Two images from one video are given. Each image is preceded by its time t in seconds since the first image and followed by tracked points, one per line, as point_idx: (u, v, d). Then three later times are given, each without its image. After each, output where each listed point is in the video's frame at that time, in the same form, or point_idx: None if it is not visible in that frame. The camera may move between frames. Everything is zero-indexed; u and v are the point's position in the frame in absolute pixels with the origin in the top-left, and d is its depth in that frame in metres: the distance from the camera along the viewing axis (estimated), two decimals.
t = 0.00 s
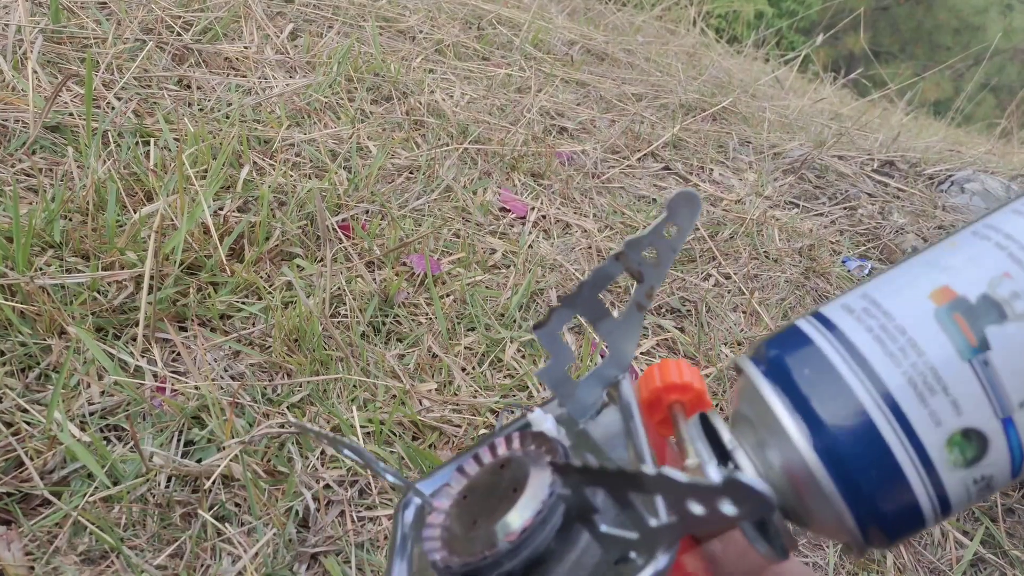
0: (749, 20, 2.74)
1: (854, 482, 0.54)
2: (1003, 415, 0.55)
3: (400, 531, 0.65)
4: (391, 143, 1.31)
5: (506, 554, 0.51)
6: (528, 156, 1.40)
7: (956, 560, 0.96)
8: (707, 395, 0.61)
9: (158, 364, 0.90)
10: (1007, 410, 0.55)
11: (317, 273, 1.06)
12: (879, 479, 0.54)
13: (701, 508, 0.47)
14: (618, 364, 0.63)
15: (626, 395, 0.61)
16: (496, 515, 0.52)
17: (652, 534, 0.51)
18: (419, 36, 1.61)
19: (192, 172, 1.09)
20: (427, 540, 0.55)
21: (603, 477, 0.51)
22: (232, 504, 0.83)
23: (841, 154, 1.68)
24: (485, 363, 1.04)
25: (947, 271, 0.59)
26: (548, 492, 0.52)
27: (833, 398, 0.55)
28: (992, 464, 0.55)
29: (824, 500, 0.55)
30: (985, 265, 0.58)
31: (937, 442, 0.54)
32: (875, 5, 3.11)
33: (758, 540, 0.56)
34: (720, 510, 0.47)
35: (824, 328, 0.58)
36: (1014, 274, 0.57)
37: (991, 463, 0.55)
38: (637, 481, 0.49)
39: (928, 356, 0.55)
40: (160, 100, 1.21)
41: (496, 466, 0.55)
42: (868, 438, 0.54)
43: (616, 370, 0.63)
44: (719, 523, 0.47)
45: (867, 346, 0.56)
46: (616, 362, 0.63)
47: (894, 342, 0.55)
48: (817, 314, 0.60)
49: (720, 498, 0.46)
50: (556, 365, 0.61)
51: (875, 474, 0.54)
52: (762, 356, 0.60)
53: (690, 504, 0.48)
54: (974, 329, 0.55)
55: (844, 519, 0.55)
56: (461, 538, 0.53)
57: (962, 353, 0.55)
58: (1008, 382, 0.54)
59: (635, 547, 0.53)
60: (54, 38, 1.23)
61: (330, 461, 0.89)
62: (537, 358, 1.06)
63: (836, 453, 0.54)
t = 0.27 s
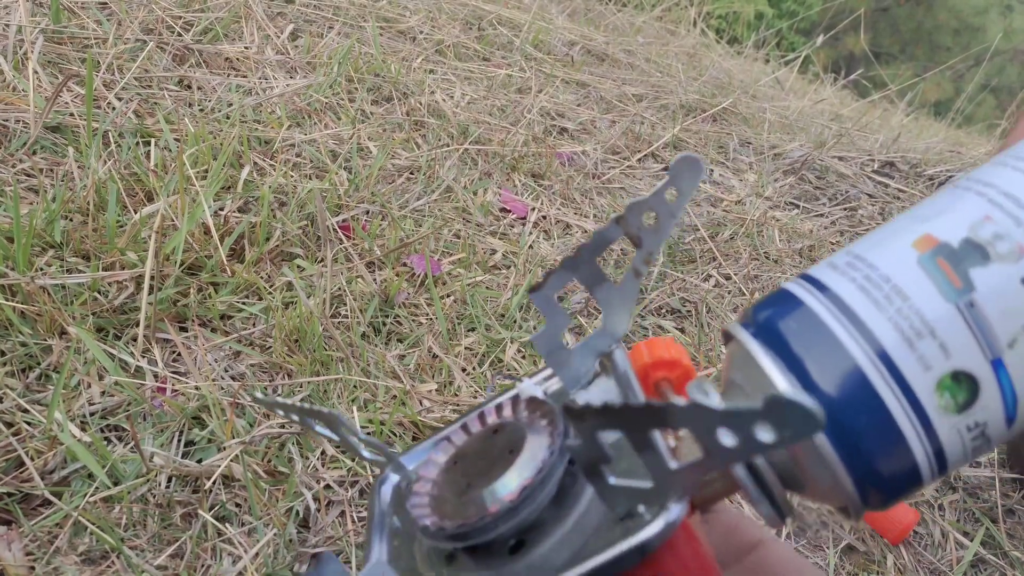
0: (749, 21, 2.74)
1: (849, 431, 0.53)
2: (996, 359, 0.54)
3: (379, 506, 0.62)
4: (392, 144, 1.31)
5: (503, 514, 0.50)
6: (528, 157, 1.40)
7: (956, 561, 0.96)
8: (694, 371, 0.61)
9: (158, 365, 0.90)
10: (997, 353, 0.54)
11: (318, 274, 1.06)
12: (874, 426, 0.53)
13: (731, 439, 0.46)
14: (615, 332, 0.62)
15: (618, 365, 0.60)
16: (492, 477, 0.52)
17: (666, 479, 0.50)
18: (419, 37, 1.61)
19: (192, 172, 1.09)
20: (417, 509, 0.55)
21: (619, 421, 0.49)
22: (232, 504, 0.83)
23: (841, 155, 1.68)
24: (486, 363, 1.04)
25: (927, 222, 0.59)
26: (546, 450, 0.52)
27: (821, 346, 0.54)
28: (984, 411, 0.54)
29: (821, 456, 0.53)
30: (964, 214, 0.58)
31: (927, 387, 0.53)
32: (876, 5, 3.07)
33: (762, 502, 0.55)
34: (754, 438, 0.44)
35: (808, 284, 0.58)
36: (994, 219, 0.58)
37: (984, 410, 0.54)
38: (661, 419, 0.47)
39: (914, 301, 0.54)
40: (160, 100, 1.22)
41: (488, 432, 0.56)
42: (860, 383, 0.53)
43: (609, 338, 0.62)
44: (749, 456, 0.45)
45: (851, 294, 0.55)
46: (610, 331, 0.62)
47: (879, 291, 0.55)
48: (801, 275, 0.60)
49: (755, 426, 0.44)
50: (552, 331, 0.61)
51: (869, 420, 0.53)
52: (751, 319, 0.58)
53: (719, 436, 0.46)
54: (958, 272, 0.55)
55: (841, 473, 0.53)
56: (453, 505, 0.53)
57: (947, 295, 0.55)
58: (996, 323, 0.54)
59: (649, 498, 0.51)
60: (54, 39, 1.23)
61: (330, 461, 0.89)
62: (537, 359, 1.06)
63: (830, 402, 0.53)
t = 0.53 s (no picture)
0: (748, 21, 2.74)
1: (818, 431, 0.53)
2: (963, 357, 0.55)
3: (344, 516, 0.61)
4: (391, 144, 1.31)
5: (468, 521, 0.49)
6: (528, 157, 1.41)
7: (955, 560, 0.96)
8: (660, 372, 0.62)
9: (158, 365, 0.90)
10: (961, 350, 0.55)
11: (317, 274, 1.06)
12: (843, 424, 0.53)
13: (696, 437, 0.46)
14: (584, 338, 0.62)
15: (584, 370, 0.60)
16: (458, 483, 0.51)
17: (632, 480, 0.51)
18: (418, 37, 1.62)
19: (192, 172, 1.09)
20: (380, 516, 0.53)
21: (585, 421, 0.49)
22: (232, 505, 0.83)
23: (840, 156, 1.68)
24: (485, 363, 1.04)
25: (890, 221, 0.60)
26: (514, 455, 0.51)
27: (788, 346, 0.55)
28: (952, 408, 0.55)
29: (791, 458, 0.54)
30: (926, 211, 0.59)
31: (894, 385, 0.54)
32: (875, 6, 3.05)
33: (730, 503, 0.56)
34: (720, 435, 0.44)
35: (774, 285, 0.58)
36: (956, 215, 0.58)
37: (951, 407, 0.55)
38: (626, 419, 0.47)
39: (880, 300, 0.55)
40: (160, 101, 1.22)
41: (454, 437, 0.55)
42: (828, 384, 0.53)
43: (577, 343, 0.62)
44: (715, 454, 0.45)
45: (816, 295, 0.56)
46: (579, 336, 0.62)
47: (845, 291, 0.56)
48: (767, 275, 0.60)
49: (721, 423, 0.44)
50: (520, 335, 0.64)
51: (837, 419, 0.53)
52: (717, 321, 0.58)
53: (683, 434, 0.46)
54: (921, 271, 0.56)
55: (811, 474, 0.54)
56: (418, 513, 0.52)
57: (911, 294, 0.55)
58: (960, 320, 0.55)
59: (616, 498, 0.52)
60: (54, 39, 1.23)
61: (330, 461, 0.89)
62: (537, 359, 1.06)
63: (799, 403, 0.53)
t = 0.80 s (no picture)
0: (749, 21, 2.74)
1: (788, 455, 0.53)
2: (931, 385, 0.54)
3: (346, 528, 0.56)
4: (392, 144, 1.31)
5: (466, 501, 0.50)
6: (528, 157, 1.41)
7: (956, 561, 0.96)
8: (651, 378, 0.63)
9: (159, 364, 0.90)
10: (932, 379, 0.54)
11: (318, 274, 1.06)
12: (813, 450, 0.53)
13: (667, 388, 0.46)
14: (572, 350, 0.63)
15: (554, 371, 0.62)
16: (453, 469, 0.52)
17: (614, 446, 0.49)
18: (419, 37, 1.62)
19: (193, 172, 1.09)
20: (380, 510, 0.54)
21: (565, 387, 0.50)
22: (232, 504, 0.83)
23: (840, 156, 1.68)
24: (486, 363, 1.04)
25: (870, 239, 0.57)
26: (506, 442, 0.52)
27: (764, 373, 0.53)
28: (917, 430, 0.55)
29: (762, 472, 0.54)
30: (907, 234, 0.56)
31: (866, 415, 0.53)
32: (875, 6, 3.07)
33: (712, 489, 0.55)
34: (688, 382, 0.45)
35: (752, 303, 0.56)
36: (939, 244, 0.55)
37: (916, 428, 0.55)
38: (603, 380, 0.47)
39: (859, 331, 0.53)
40: (161, 100, 1.22)
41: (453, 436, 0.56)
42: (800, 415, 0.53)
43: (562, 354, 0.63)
44: (686, 402, 0.46)
45: (793, 322, 0.54)
46: (564, 344, 0.63)
47: (822, 319, 0.54)
48: (744, 285, 0.58)
49: (686, 364, 0.45)
50: (511, 345, 0.62)
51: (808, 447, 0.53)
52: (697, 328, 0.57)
53: (654, 385, 0.46)
54: (901, 302, 0.54)
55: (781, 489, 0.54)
56: (416, 498, 0.52)
57: (887, 325, 0.53)
58: (935, 352, 0.54)
59: (602, 467, 0.50)
60: (54, 39, 1.23)
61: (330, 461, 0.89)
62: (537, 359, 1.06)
63: (772, 426, 0.53)
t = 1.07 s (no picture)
0: (750, 19, 2.73)
1: (782, 422, 0.52)
2: (926, 349, 0.53)
3: (344, 517, 0.58)
4: (392, 142, 1.31)
5: (462, 501, 0.49)
6: (528, 155, 1.40)
7: (956, 560, 0.95)
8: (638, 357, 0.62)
9: (158, 364, 0.90)
10: (923, 339, 0.53)
11: (317, 273, 1.06)
12: (807, 419, 0.52)
13: (670, 395, 0.47)
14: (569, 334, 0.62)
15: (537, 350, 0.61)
16: (450, 466, 0.51)
17: (617, 449, 0.51)
18: (419, 35, 1.61)
19: (192, 171, 1.08)
20: (377, 504, 0.53)
21: (564, 391, 0.51)
22: (232, 504, 0.83)
23: (841, 154, 1.68)
24: (486, 362, 1.04)
25: (857, 211, 0.57)
26: (503, 437, 0.51)
27: (755, 344, 0.53)
28: (916, 396, 0.54)
29: (756, 446, 0.53)
30: (891, 202, 0.56)
31: (857, 376, 0.52)
32: (875, 4, 3.08)
33: (714, 478, 0.55)
34: (692, 390, 0.46)
35: (742, 279, 0.56)
36: (930, 213, 0.55)
37: (914, 393, 0.54)
38: (604, 383, 0.48)
39: (845, 295, 0.53)
40: (160, 99, 1.22)
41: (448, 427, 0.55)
42: (791, 380, 0.52)
43: (560, 334, 0.61)
44: (689, 410, 0.46)
45: (781, 293, 0.54)
46: (564, 328, 0.62)
47: (810, 288, 0.54)
48: (738, 269, 0.58)
49: (691, 374, 0.45)
50: (508, 333, 0.62)
51: (800, 411, 0.52)
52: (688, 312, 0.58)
53: (658, 393, 0.47)
54: (886, 265, 0.54)
55: (777, 460, 0.53)
56: (411, 497, 0.52)
57: (876, 289, 0.54)
58: (925, 311, 0.53)
59: (603, 468, 0.52)
60: (54, 38, 1.23)
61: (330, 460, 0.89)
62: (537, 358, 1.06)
63: (762, 394, 0.52)
